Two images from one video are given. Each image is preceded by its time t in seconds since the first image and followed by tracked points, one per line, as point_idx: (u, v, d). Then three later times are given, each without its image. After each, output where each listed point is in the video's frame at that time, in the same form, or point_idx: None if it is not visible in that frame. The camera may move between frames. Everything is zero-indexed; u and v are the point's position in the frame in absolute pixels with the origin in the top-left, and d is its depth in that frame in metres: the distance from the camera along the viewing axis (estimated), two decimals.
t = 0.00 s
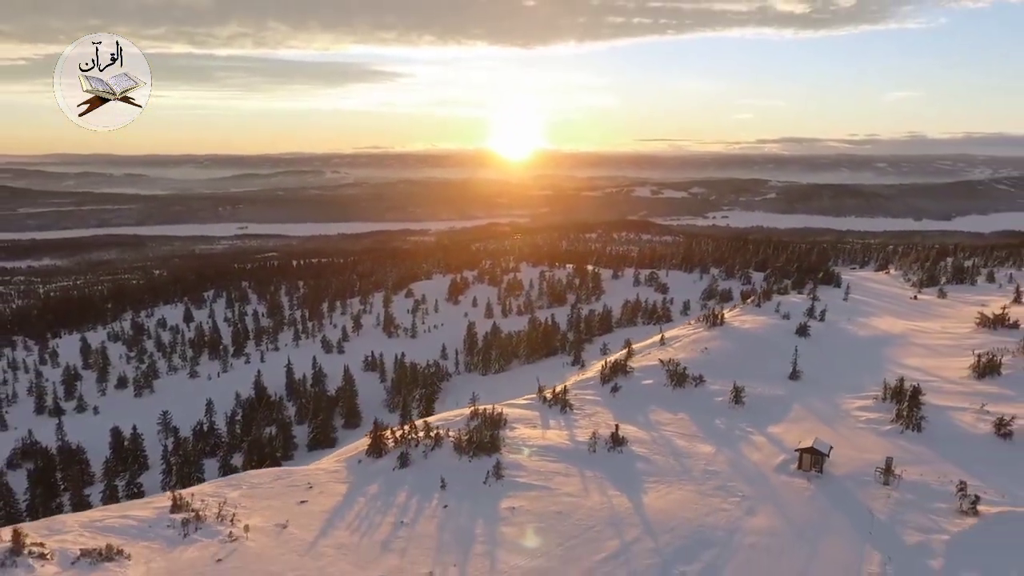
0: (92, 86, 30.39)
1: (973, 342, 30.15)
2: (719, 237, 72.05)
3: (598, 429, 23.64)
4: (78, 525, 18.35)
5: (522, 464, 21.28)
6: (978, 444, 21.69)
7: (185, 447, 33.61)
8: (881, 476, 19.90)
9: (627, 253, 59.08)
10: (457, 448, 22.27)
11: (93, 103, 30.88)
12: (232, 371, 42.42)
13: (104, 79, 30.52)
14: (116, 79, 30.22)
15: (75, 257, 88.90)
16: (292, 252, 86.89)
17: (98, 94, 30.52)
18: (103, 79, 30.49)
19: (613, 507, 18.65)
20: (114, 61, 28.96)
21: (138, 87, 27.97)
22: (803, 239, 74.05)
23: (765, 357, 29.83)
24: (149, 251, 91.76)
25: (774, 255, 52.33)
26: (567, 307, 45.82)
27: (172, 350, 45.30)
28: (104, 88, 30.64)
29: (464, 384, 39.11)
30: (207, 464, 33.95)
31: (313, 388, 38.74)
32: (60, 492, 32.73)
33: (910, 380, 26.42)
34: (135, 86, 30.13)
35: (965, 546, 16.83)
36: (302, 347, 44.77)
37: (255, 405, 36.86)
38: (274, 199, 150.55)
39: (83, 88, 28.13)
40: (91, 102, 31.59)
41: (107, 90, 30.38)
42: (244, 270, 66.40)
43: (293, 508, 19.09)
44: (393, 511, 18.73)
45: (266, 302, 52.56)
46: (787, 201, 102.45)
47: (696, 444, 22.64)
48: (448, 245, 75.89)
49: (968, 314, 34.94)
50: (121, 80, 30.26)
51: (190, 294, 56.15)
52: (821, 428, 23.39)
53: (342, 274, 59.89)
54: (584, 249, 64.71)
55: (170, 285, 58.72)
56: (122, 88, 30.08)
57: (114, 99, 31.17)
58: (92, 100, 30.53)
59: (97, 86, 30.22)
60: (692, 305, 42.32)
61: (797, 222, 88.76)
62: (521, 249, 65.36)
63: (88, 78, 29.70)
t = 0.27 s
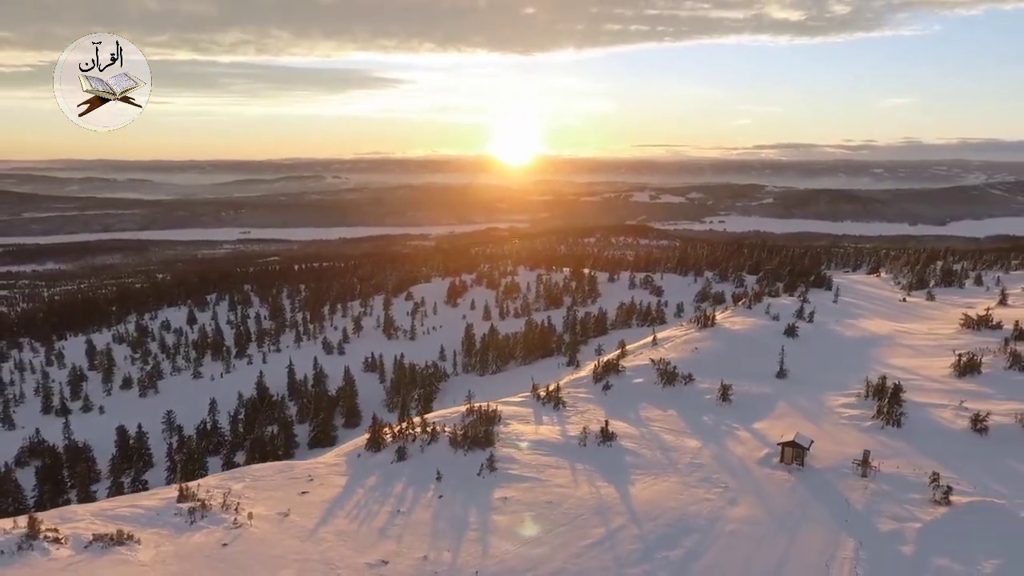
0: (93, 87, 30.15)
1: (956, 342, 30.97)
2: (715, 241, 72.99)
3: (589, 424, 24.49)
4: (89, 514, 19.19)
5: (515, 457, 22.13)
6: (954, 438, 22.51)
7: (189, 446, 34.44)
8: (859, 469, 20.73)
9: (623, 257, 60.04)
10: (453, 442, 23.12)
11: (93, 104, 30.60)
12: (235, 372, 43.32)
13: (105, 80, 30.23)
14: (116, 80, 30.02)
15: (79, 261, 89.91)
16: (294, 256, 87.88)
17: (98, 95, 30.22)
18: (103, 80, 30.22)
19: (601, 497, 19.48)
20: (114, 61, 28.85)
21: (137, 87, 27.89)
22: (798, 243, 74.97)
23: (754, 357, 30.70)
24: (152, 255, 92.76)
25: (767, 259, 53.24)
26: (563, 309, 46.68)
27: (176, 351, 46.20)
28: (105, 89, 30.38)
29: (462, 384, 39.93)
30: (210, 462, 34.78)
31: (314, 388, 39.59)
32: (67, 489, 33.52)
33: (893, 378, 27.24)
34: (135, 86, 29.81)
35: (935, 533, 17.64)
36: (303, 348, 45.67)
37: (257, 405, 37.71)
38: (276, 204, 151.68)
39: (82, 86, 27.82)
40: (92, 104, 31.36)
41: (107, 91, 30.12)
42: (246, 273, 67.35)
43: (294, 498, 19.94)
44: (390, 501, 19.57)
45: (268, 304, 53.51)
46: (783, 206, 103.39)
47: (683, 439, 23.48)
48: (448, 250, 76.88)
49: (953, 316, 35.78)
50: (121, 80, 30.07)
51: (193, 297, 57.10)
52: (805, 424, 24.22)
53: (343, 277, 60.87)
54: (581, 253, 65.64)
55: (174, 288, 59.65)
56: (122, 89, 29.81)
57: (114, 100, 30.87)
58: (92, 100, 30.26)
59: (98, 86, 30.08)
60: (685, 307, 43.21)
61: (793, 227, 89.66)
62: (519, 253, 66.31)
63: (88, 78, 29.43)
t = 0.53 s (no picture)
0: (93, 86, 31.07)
1: (940, 342, 31.79)
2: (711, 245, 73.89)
3: (580, 420, 25.34)
4: (99, 503, 20.05)
5: (508, 451, 22.97)
6: (932, 433, 23.33)
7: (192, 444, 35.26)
8: (839, 462, 21.56)
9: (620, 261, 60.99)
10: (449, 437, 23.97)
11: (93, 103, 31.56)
12: (237, 373, 44.21)
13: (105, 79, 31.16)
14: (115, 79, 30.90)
15: (83, 265, 90.96)
16: (296, 260, 88.88)
17: (98, 95, 31.17)
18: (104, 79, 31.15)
19: (589, 488, 20.32)
20: (114, 62, 29.71)
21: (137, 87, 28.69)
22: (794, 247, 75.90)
23: (743, 356, 31.55)
24: (156, 259, 93.81)
25: (761, 262, 54.13)
26: (560, 311, 47.54)
27: (180, 352, 47.12)
28: (105, 89, 31.33)
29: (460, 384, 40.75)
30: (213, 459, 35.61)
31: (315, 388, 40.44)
32: (74, 485, 34.35)
33: (876, 377, 28.07)
34: (135, 87, 30.73)
35: (908, 521, 18.45)
36: (305, 349, 46.58)
37: (259, 405, 38.57)
38: (277, 208, 152.91)
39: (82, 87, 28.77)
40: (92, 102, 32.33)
41: (107, 90, 31.09)
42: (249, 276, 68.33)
43: (296, 488, 20.80)
44: (388, 492, 20.42)
45: (270, 307, 54.47)
46: (780, 211, 104.34)
47: (672, 434, 24.31)
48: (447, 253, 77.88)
49: (940, 317, 36.60)
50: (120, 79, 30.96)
51: (196, 299, 58.06)
52: (789, 420, 25.06)
53: (344, 281, 61.86)
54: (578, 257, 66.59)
55: (177, 291, 60.63)
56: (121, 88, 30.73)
57: (114, 99, 31.81)
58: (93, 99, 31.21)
59: (98, 86, 30.98)
60: (679, 309, 44.10)
61: (789, 232, 90.55)
62: (517, 257, 67.27)
63: (88, 78, 30.34)
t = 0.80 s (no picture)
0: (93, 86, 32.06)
1: (925, 343, 32.67)
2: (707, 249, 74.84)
3: (572, 416, 26.23)
4: (109, 492, 20.93)
5: (502, 445, 23.85)
6: (911, 429, 24.18)
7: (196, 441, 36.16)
8: (820, 455, 22.42)
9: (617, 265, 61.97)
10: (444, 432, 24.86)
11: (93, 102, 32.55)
12: (240, 374, 45.10)
13: (104, 79, 32.15)
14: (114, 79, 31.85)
15: (87, 269, 91.98)
16: (297, 264, 89.88)
17: (98, 94, 32.16)
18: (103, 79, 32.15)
19: (579, 479, 21.18)
20: (113, 62, 30.64)
21: (136, 86, 29.55)
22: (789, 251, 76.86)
23: (732, 356, 32.44)
24: (158, 263, 94.82)
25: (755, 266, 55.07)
26: (556, 314, 48.45)
27: (183, 354, 48.03)
28: (106, 88, 32.33)
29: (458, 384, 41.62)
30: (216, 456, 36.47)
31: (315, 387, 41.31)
32: (81, 482, 35.21)
33: (860, 375, 28.95)
34: (134, 87, 31.68)
35: (883, 509, 19.30)
36: (306, 351, 47.49)
37: (261, 404, 39.44)
38: (279, 213, 154.08)
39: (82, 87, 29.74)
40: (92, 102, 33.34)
41: (107, 90, 32.10)
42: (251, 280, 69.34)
43: (298, 479, 21.68)
44: (386, 483, 21.30)
45: (272, 309, 55.41)
46: (776, 216, 105.34)
47: (660, 430, 25.17)
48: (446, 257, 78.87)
49: (926, 319, 37.48)
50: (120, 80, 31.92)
51: (199, 302, 59.01)
52: (774, 416, 25.92)
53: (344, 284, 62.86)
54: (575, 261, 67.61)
55: (181, 294, 61.61)
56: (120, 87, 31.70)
57: (114, 98, 32.80)
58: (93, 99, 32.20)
59: (97, 86, 31.96)
60: (673, 311, 45.04)
61: (785, 236, 91.51)
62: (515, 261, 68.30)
63: (88, 78, 31.33)
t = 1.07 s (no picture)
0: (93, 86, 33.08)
1: (910, 343, 33.53)
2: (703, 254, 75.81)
3: (565, 413, 27.11)
4: (118, 483, 21.82)
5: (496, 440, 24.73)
6: (891, 424, 25.03)
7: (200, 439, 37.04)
8: (802, 449, 23.27)
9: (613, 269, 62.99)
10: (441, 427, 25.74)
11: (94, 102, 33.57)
12: (242, 374, 46.02)
13: (105, 79, 33.16)
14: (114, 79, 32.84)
15: (91, 273, 93.03)
16: (298, 268, 90.91)
17: (98, 94, 33.17)
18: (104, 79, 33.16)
19: (569, 472, 22.06)
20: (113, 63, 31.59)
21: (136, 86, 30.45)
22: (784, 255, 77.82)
23: (722, 356, 33.33)
24: (161, 267, 95.83)
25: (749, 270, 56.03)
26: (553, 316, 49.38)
27: (187, 355, 48.98)
28: (106, 89, 33.35)
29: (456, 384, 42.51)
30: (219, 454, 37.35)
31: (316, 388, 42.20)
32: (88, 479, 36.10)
33: (845, 374, 29.82)
34: (133, 87, 32.66)
35: (860, 499, 20.14)
36: (307, 352, 48.42)
37: (264, 404, 40.35)
38: (281, 218, 155.26)
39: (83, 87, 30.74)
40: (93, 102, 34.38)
41: (107, 90, 33.12)
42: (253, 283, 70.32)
43: (299, 472, 22.56)
44: (384, 474, 22.19)
45: (274, 312, 56.38)
46: (773, 221, 106.30)
47: (649, 426, 26.04)
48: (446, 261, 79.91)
49: (913, 320, 38.37)
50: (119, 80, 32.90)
51: (202, 305, 59.99)
52: (760, 413, 26.79)
53: (345, 287, 63.90)
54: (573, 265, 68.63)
55: (184, 298, 62.61)
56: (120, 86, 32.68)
57: (114, 98, 33.80)
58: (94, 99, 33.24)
59: (98, 86, 32.98)
60: (667, 314, 45.98)
61: (781, 241, 92.46)
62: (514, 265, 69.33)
63: (89, 79, 32.34)
